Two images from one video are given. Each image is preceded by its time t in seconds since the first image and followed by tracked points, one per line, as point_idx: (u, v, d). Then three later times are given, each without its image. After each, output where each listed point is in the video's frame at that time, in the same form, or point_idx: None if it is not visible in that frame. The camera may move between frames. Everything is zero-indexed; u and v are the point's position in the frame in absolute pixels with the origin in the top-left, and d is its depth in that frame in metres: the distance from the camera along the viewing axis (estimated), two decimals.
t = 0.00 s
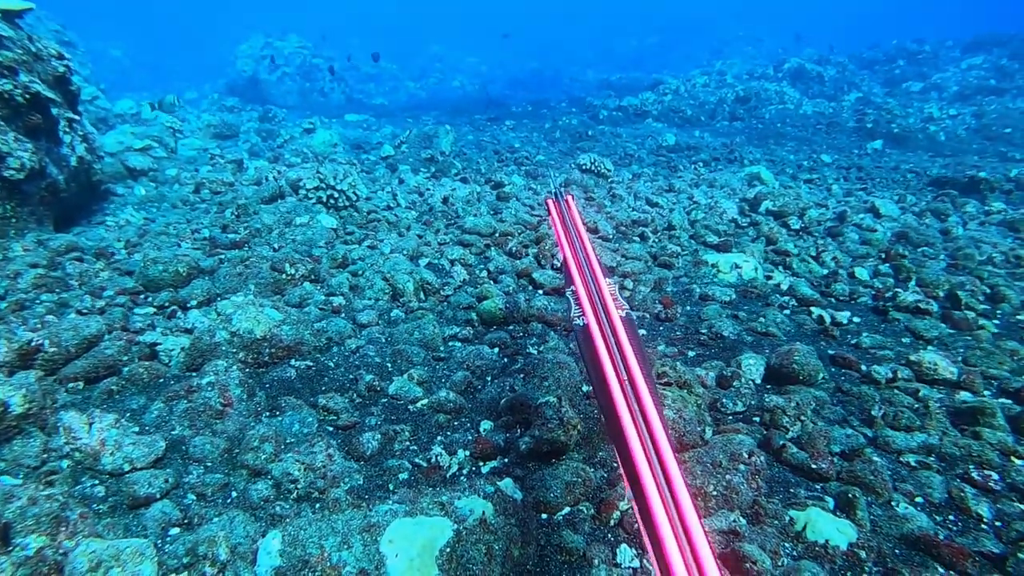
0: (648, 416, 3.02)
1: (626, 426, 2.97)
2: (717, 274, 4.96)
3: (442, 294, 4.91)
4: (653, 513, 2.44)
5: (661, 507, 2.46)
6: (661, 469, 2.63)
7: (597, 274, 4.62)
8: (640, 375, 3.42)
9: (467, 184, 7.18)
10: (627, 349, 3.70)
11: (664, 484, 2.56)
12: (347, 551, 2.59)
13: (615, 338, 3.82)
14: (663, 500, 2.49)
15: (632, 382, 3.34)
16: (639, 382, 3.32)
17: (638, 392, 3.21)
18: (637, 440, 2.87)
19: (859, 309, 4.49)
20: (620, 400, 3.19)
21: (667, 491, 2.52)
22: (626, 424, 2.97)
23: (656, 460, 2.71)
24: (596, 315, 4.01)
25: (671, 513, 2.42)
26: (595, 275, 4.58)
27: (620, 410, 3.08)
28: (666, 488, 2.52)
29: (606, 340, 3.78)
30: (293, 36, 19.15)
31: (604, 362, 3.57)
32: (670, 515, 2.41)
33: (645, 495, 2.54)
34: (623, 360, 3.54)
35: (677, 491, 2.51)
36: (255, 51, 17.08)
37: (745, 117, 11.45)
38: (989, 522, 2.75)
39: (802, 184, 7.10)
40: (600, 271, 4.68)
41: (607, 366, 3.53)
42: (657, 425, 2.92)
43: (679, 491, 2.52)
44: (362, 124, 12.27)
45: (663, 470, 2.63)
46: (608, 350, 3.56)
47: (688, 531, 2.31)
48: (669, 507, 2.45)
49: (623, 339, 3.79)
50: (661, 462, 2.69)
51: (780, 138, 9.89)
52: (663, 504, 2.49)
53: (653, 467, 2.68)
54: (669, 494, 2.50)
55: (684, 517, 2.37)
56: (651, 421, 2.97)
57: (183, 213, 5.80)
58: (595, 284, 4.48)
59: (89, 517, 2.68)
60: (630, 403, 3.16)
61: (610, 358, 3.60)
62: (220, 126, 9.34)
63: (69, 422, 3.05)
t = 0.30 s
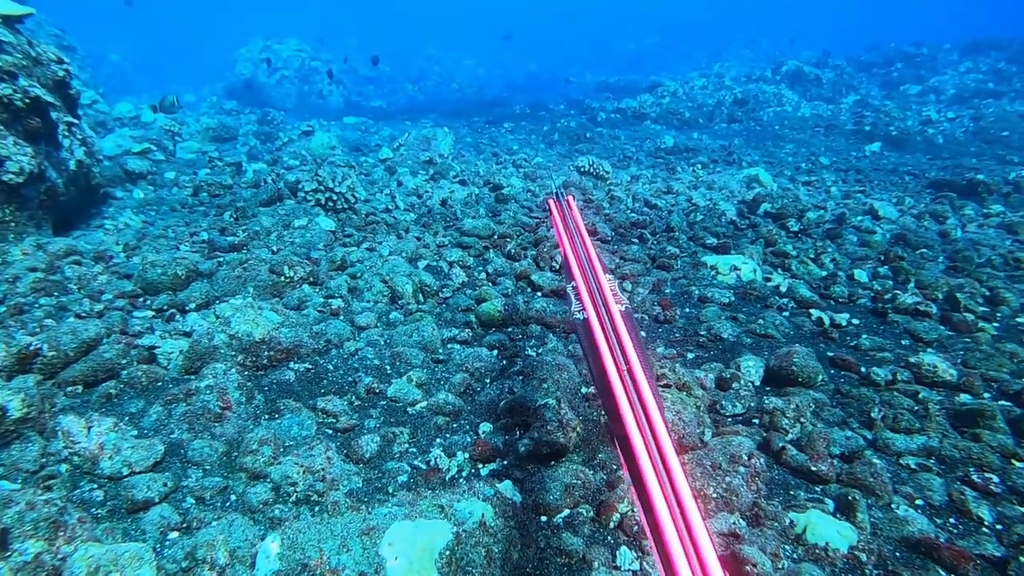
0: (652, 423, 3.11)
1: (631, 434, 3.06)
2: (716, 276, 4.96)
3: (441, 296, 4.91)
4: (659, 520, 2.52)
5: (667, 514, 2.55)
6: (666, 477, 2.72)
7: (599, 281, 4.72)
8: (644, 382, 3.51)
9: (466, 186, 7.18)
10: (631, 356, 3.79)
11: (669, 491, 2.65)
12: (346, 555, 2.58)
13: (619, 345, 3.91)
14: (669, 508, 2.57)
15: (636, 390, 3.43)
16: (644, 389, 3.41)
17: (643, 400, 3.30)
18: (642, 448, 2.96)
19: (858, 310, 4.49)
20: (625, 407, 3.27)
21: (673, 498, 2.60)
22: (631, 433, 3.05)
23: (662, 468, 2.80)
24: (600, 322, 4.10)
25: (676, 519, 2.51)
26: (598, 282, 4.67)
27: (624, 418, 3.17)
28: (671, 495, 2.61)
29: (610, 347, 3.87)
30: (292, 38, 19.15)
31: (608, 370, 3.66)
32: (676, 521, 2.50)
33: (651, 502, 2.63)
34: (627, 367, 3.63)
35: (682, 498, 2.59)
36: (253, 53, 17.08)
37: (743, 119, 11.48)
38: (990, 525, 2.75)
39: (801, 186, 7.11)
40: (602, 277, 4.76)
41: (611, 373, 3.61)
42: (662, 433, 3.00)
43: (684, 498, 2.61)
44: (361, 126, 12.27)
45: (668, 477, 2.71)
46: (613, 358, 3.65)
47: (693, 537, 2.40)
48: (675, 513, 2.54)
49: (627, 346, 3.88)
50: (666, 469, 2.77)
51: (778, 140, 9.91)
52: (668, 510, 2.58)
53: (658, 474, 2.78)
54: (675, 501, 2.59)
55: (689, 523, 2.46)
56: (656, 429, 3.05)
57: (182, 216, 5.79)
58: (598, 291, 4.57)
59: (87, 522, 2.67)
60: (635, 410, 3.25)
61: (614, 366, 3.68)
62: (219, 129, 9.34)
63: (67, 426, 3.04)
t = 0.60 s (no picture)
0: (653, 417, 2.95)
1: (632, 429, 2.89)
2: (713, 281, 4.97)
3: (438, 301, 4.91)
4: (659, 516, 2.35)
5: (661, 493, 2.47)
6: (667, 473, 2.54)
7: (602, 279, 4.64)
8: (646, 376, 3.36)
9: (463, 191, 7.18)
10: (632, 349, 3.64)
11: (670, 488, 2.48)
12: (343, 562, 2.56)
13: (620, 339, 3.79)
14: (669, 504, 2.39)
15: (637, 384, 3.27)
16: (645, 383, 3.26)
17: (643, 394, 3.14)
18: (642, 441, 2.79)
19: (855, 316, 4.49)
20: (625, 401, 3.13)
21: (667, 478, 2.53)
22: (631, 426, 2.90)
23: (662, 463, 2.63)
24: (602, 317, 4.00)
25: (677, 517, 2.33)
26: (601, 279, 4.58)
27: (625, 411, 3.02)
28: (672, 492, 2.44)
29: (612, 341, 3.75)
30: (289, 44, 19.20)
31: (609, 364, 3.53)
32: (677, 520, 2.31)
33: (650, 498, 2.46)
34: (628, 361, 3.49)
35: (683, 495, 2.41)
36: (250, 58, 17.11)
37: (740, 124, 11.52)
38: (988, 532, 2.75)
39: (797, 191, 7.12)
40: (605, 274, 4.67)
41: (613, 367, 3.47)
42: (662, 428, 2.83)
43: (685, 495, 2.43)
44: (358, 131, 12.29)
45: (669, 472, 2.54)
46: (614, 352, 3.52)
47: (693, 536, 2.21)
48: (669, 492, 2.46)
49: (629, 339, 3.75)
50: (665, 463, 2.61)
51: (775, 145, 9.95)
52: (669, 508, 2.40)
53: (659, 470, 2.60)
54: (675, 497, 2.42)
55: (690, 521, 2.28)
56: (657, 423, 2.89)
57: (178, 222, 5.78)
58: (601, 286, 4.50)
59: (81, 531, 2.65)
60: (635, 404, 3.09)
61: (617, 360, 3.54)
62: (216, 135, 9.35)
63: (62, 434, 3.02)
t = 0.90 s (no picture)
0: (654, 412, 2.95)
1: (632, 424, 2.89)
2: (710, 283, 4.98)
3: (435, 304, 4.90)
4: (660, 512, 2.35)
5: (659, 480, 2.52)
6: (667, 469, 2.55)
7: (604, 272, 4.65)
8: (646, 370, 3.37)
9: (460, 195, 7.19)
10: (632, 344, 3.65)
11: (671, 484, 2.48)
12: (339, 565, 2.57)
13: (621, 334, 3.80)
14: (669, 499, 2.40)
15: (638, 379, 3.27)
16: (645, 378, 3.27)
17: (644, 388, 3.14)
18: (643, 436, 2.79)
19: (852, 318, 4.50)
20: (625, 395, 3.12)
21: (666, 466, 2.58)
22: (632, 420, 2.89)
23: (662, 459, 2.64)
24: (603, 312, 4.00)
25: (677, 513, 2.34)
26: (602, 274, 4.58)
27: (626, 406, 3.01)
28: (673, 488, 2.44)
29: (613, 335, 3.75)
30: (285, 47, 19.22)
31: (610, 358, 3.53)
32: (678, 515, 2.32)
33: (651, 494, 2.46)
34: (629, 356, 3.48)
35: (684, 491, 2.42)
36: (246, 62, 17.12)
37: (736, 127, 11.56)
38: (984, 533, 2.75)
39: (793, 194, 7.14)
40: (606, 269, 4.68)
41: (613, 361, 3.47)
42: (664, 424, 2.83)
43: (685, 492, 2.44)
44: (355, 135, 12.30)
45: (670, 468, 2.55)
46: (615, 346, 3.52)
47: (693, 534, 2.22)
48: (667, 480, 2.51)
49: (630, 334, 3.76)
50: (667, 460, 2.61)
51: (771, 148, 9.99)
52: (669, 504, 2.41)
53: (660, 465, 2.61)
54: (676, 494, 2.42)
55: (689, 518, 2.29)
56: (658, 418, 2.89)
57: (174, 225, 5.77)
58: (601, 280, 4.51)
59: (76, 536, 2.64)
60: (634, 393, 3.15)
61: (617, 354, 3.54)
62: (212, 138, 9.35)
63: (57, 438, 3.06)
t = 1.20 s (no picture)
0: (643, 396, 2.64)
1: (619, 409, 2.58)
2: (701, 285, 5.00)
3: (426, 306, 4.89)
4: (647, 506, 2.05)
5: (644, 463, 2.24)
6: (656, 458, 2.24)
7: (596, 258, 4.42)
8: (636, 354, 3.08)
9: (451, 197, 7.18)
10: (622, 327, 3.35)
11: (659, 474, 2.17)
12: (327, 570, 2.54)
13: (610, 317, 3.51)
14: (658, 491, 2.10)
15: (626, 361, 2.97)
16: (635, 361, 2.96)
17: (633, 371, 2.83)
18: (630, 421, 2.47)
19: (841, 319, 4.53)
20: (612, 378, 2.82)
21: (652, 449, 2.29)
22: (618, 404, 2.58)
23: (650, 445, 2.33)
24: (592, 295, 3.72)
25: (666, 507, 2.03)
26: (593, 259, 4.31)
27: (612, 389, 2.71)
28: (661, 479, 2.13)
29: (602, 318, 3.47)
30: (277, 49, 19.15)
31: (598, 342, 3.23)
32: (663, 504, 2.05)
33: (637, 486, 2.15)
34: (618, 339, 3.17)
35: (673, 483, 2.12)
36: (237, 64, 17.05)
37: (727, 130, 11.63)
38: (969, 532, 2.77)
39: (783, 196, 7.19)
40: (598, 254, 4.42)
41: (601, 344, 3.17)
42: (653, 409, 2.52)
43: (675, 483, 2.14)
44: (347, 137, 12.27)
45: (658, 457, 2.25)
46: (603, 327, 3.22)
47: (682, 530, 1.91)
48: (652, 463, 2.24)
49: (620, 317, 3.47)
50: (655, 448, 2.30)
51: (761, 150, 10.05)
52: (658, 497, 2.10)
53: (648, 454, 2.29)
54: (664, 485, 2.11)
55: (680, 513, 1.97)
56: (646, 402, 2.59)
57: (163, 227, 5.73)
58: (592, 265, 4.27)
59: (57, 542, 2.62)
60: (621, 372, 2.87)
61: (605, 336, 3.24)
62: (202, 140, 9.29)
63: (40, 443, 3.03)
